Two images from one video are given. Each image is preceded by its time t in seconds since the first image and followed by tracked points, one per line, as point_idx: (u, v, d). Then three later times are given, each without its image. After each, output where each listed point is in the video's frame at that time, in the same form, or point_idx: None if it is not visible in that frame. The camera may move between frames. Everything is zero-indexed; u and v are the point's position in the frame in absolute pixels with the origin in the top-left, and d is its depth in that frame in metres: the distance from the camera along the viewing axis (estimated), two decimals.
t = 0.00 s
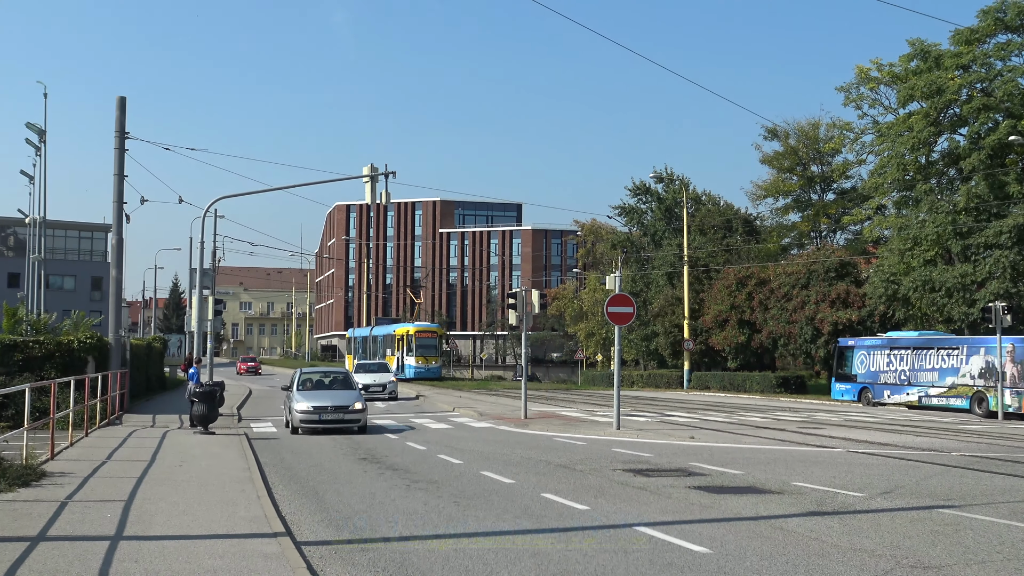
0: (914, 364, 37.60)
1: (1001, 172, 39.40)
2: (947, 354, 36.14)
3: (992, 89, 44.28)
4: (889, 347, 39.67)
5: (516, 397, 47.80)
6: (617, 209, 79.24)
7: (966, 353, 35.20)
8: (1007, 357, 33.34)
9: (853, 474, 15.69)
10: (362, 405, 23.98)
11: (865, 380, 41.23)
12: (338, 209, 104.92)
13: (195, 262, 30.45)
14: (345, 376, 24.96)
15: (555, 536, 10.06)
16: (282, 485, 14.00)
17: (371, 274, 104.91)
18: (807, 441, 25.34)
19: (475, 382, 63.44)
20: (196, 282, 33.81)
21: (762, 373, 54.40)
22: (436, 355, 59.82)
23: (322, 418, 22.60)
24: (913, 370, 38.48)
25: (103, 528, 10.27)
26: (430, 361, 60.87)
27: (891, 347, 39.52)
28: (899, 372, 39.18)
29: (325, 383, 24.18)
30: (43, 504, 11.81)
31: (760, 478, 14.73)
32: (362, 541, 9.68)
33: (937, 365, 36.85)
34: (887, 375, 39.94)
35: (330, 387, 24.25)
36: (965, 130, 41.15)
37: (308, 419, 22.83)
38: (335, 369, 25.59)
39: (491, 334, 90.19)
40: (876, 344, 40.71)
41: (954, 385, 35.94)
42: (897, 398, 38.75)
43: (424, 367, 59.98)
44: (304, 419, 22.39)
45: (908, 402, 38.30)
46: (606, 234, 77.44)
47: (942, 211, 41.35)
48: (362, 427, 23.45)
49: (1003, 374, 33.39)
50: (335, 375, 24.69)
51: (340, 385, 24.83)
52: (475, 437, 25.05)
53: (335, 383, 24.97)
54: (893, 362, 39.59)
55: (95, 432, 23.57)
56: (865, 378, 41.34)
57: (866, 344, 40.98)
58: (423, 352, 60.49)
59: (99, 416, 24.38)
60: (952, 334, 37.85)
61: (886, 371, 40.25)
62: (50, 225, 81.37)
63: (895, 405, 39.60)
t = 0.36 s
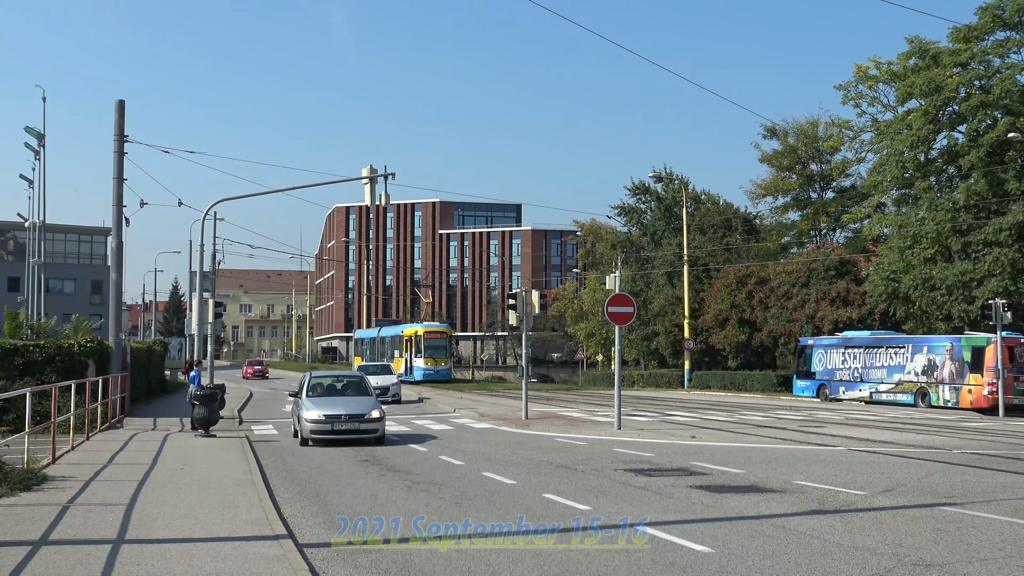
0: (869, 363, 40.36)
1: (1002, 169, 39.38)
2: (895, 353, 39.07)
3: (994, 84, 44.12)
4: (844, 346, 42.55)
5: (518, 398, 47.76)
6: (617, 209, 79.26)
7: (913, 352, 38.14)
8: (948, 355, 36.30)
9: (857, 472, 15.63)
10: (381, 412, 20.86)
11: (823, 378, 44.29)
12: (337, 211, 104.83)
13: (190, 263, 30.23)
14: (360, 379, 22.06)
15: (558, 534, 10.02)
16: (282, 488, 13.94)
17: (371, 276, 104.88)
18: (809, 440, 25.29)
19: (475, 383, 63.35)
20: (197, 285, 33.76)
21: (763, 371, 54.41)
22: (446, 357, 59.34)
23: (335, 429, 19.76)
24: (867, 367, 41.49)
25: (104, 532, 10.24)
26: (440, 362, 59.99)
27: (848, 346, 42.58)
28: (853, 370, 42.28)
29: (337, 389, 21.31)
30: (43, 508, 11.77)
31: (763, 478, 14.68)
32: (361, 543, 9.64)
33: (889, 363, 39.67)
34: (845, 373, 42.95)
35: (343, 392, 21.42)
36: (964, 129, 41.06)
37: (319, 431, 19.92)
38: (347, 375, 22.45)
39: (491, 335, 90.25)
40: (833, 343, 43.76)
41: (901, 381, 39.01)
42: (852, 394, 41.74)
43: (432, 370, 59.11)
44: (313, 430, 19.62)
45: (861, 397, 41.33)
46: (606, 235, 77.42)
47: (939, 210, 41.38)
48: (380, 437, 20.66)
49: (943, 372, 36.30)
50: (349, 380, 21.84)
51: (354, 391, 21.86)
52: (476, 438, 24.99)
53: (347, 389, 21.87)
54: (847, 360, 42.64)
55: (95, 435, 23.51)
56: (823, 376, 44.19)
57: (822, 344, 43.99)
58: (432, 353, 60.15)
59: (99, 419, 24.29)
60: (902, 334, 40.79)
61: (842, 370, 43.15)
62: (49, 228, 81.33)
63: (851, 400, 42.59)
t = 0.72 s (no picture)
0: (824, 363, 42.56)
1: (999, 172, 39.53)
2: (846, 354, 41.43)
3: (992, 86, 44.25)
4: (801, 348, 44.97)
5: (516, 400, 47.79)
6: (615, 210, 79.40)
7: (861, 353, 40.58)
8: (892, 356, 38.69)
9: (854, 475, 15.69)
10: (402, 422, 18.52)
11: (783, 378, 46.53)
12: (336, 212, 104.88)
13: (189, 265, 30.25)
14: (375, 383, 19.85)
15: (557, 536, 10.08)
16: (280, 490, 13.98)
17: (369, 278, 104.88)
18: (807, 442, 25.36)
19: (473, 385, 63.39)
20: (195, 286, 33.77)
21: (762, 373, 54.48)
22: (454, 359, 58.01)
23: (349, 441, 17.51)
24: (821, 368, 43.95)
25: (104, 534, 10.28)
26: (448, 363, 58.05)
27: (805, 347, 44.97)
28: (809, 371, 44.66)
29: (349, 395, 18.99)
30: (43, 509, 11.83)
31: (759, 480, 14.74)
32: (361, 545, 9.69)
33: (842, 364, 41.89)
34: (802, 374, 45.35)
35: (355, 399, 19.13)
36: (962, 132, 41.20)
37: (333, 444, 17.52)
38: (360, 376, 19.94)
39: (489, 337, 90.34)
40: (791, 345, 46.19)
41: (851, 381, 41.49)
42: (808, 393, 44.12)
43: (439, 371, 57.85)
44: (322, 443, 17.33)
45: (817, 397, 43.60)
46: (605, 236, 77.50)
47: (937, 213, 41.50)
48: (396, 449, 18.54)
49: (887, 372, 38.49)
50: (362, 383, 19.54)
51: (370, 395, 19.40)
52: (474, 440, 25.05)
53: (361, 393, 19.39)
54: (804, 362, 44.98)
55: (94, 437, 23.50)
56: (783, 376, 46.48)
57: (782, 345, 46.44)
58: (440, 355, 58.26)
59: (97, 421, 24.28)
60: (855, 336, 43.11)
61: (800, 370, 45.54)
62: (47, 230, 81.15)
63: (810, 399, 44.82)
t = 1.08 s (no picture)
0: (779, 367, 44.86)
1: (996, 176, 39.66)
2: (800, 358, 43.51)
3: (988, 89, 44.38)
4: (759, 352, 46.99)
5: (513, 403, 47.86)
6: (611, 214, 79.45)
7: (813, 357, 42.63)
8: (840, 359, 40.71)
9: (850, 478, 15.73)
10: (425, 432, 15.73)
11: (742, 382, 48.63)
12: (332, 216, 104.93)
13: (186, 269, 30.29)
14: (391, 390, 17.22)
15: (552, 538, 10.13)
16: (277, 494, 14.01)
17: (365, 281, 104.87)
18: (803, 445, 25.42)
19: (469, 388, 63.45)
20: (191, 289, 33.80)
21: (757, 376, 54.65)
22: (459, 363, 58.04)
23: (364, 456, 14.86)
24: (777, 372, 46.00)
25: (99, 537, 10.31)
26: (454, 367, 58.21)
27: (762, 352, 47.15)
28: (766, 374, 46.77)
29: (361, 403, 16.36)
30: (39, 513, 11.86)
31: (755, 484, 14.80)
32: (357, 550, 9.72)
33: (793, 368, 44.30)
34: (760, 376, 47.48)
35: (370, 407, 16.51)
36: (956, 136, 41.33)
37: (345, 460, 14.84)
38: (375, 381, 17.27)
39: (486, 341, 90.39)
40: (752, 351, 48.61)
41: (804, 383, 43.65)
42: (767, 395, 46.34)
43: (444, 375, 57.87)
44: (334, 461, 14.78)
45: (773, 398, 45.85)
46: (601, 239, 77.64)
47: (932, 216, 41.60)
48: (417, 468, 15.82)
49: (836, 374, 40.61)
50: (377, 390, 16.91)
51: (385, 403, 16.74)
52: (470, 443, 25.08)
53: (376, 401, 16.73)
54: (761, 365, 47.14)
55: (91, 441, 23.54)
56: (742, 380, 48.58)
57: (742, 349, 48.60)
58: (445, 359, 58.39)
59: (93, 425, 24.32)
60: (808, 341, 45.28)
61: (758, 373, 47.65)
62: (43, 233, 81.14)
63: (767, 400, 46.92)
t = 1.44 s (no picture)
0: (740, 370, 46.33)
1: (992, 183, 39.83)
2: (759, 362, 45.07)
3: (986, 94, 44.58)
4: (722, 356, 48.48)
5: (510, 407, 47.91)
6: (609, 218, 79.52)
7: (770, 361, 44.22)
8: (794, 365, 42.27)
9: (847, 484, 15.78)
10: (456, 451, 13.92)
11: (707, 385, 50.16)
12: (331, 219, 105.03)
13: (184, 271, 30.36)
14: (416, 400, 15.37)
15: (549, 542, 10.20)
16: (274, 497, 14.07)
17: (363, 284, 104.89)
18: (800, 450, 25.49)
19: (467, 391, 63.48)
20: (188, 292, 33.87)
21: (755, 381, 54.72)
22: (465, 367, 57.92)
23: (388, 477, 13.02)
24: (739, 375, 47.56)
25: (97, 539, 10.38)
26: (460, 371, 58.23)
27: (726, 357, 48.73)
28: (728, 378, 48.42)
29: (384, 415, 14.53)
30: (36, 515, 11.92)
31: (751, 489, 14.86)
32: (355, 553, 9.78)
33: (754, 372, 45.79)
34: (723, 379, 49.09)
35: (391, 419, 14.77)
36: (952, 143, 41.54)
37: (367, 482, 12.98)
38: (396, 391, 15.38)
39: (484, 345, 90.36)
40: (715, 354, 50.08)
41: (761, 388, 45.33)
42: (730, 397, 48.00)
43: (450, 379, 57.81)
44: (354, 481, 12.94)
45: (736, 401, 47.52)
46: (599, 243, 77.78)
47: (929, 222, 41.72)
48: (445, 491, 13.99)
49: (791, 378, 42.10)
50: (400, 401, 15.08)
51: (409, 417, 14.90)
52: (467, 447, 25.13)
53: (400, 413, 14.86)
54: (722, 369, 48.78)
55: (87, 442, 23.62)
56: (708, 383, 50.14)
57: (707, 354, 50.26)
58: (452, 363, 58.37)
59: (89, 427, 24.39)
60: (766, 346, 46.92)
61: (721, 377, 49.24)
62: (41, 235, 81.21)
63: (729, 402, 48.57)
